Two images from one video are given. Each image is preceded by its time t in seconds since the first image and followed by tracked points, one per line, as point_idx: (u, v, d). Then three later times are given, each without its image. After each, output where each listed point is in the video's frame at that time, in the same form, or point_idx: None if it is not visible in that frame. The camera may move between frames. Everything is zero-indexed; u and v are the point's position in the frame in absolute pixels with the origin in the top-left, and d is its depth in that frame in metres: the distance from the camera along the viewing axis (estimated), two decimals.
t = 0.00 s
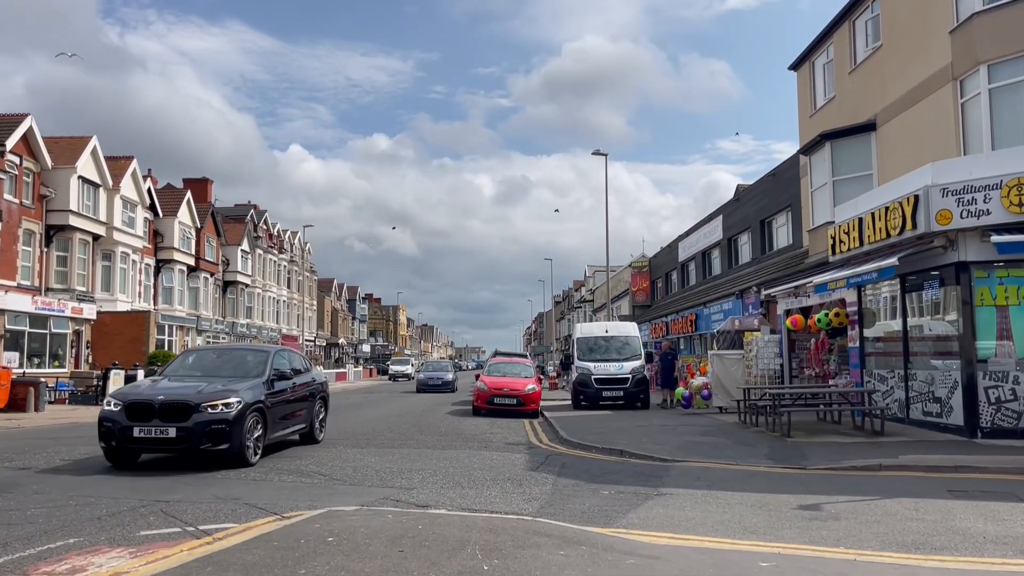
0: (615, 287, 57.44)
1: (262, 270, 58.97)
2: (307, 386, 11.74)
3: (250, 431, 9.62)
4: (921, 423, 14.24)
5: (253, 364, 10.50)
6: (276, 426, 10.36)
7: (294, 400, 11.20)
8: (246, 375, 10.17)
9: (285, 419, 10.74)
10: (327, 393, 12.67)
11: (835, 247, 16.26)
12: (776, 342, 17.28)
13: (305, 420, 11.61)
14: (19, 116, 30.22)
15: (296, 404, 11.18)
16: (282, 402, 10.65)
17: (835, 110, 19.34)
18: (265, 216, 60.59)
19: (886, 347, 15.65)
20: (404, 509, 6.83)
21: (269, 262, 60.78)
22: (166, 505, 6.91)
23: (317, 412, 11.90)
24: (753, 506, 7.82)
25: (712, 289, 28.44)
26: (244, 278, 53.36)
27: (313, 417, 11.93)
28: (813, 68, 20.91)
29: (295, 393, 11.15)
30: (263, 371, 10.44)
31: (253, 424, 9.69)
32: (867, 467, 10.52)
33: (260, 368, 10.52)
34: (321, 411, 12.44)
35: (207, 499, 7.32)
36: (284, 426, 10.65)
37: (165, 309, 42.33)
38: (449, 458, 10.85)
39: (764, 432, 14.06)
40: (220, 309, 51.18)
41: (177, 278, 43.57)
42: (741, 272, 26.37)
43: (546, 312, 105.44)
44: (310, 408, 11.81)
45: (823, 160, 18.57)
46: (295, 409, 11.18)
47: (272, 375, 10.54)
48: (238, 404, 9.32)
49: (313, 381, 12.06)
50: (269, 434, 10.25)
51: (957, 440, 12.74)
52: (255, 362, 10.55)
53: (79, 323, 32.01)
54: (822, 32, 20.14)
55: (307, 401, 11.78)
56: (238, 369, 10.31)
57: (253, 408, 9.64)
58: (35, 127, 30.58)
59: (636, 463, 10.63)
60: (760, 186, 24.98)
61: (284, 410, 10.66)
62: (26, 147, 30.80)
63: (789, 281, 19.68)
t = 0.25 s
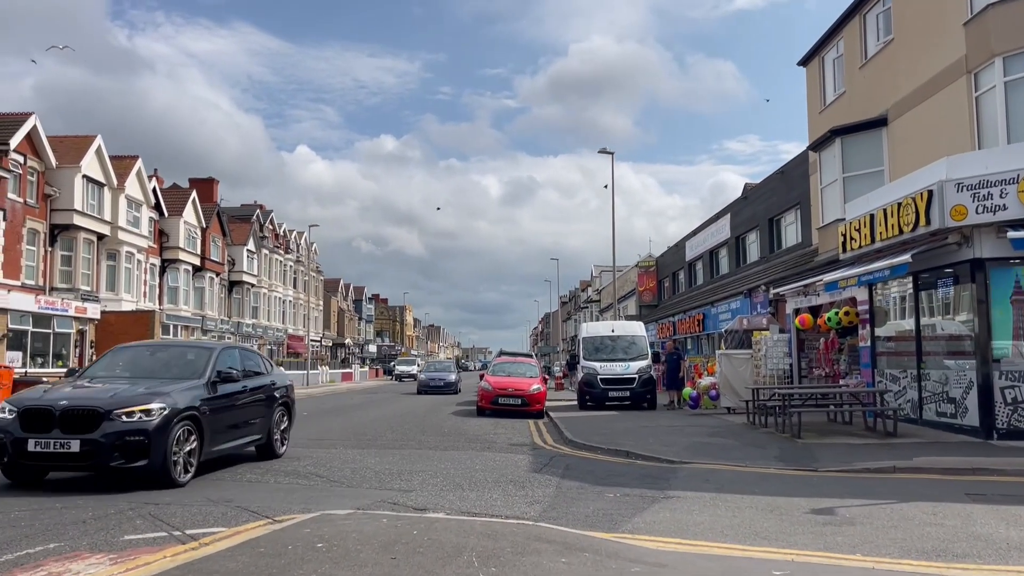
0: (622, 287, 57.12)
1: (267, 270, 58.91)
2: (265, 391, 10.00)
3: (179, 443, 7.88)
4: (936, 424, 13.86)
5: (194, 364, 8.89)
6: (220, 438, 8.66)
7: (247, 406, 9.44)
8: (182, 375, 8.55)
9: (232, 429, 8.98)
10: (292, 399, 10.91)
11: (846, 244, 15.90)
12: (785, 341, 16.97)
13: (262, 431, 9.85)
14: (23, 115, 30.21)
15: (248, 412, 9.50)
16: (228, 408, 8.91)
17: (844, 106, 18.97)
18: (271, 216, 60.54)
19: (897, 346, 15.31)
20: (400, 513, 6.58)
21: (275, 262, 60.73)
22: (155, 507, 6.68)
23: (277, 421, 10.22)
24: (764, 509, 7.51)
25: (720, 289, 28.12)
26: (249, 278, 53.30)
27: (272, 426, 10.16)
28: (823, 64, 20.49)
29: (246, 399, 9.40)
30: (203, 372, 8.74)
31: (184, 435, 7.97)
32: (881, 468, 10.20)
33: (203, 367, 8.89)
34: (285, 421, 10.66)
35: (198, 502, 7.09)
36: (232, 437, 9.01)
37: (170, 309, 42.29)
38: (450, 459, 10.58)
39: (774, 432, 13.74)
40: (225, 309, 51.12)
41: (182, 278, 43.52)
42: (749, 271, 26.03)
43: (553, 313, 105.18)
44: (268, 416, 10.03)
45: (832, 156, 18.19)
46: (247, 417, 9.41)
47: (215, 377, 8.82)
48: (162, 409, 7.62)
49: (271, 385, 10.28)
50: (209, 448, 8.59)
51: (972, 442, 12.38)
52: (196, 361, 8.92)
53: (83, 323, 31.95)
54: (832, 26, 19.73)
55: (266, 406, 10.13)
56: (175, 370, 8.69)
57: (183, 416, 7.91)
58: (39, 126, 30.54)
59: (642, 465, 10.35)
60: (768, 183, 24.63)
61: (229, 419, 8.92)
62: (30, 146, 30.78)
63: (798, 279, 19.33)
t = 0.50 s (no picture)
0: (628, 288, 56.77)
1: (272, 271, 58.76)
2: (189, 404, 8.05)
3: (33, 471, 5.96)
4: (950, 429, 13.47)
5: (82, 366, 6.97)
6: (107, 462, 6.71)
7: (157, 421, 7.47)
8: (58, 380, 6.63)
9: (131, 450, 7.01)
10: (230, 415, 8.93)
11: (857, 244, 15.50)
12: (795, 343, 16.59)
13: (181, 452, 7.86)
14: (24, 115, 30.09)
15: (159, 427, 7.52)
16: (126, 422, 6.96)
17: (855, 104, 18.55)
18: (275, 217, 60.38)
19: (910, 349, 14.91)
20: (394, 527, 6.26)
21: (280, 263, 60.58)
22: (138, 520, 6.41)
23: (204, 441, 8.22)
24: (776, 522, 7.17)
25: (727, 290, 27.73)
26: (253, 279, 53.14)
27: (198, 447, 8.19)
28: (833, 61, 20.04)
29: (156, 412, 7.43)
30: (92, 377, 6.84)
31: (45, 458, 6.05)
32: (897, 476, 9.83)
33: (91, 370, 6.95)
34: (217, 440, 8.70)
35: (184, 513, 6.80)
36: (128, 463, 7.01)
37: (173, 310, 42.14)
38: (451, 465, 10.26)
39: (783, 437, 13.36)
40: (229, 310, 50.94)
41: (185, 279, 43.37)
42: (757, 272, 25.64)
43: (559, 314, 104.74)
44: (193, 434, 8.06)
45: (843, 155, 17.78)
46: (156, 435, 7.43)
47: (109, 382, 6.92)
48: (8, 423, 5.74)
49: (197, 395, 8.32)
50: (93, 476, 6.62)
51: (989, 448, 11.99)
52: (86, 362, 7.02)
53: (84, 324, 31.79)
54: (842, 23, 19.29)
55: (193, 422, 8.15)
56: (55, 373, 6.81)
57: (41, 432, 5.97)
58: (40, 126, 30.41)
59: (649, 472, 10.00)
60: (776, 183, 24.23)
61: (126, 437, 6.98)
62: (32, 147, 30.65)
63: (808, 280, 18.93)
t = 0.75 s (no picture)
0: (631, 287, 56.52)
1: (274, 271, 58.60)
2: (59, 406, 6.31)
3: None
4: (962, 429, 13.15)
5: None
6: None
7: (9, 433, 5.82)
8: None
9: None
10: (145, 421, 7.36)
11: (866, 240, 15.17)
12: (802, 342, 16.27)
13: (50, 470, 6.19)
14: (24, 113, 29.93)
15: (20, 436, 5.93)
16: None
17: (861, 98, 18.21)
18: (277, 217, 60.21)
19: (920, 347, 14.58)
20: (386, 529, 6.00)
21: (282, 263, 60.41)
22: (121, 522, 6.20)
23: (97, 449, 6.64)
24: (786, 524, 6.90)
25: (732, 289, 27.43)
26: (255, 279, 52.97)
27: (91, 457, 6.61)
28: (839, 55, 19.67)
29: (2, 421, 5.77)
30: None
31: None
32: (909, 477, 9.54)
33: None
34: (108, 449, 6.88)
35: (170, 515, 6.56)
36: None
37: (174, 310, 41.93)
38: (450, 466, 9.99)
39: (790, 436, 13.04)
40: (231, 310, 50.76)
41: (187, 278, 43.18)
42: (762, 271, 25.33)
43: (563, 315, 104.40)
44: (80, 444, 6.49)
45: (850, 150, 17.42)
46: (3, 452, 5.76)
47: None
48: None
49: (91, 395, 6.72)
50: None
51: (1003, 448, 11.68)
52: None
53: (84, 324, 31.61)
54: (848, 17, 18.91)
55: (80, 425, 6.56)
56: None
57: None
58: (40, 125, 30.25)
59: (653, 473, 9.72)
60: (782, 180, 23.91)
61: None
62: (32, 145, 30.49)
63: (814, 278, 18.60)
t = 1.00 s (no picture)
0: (635, 289, 56.12)
1: (275, 272, 58.36)
2: None
3: None
4: (974, 435, 12.79)
5: None
6: None
7: None
8: None
9: None
10: None
11: (874, 242, 14.82)
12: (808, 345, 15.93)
13: None
14: (22, 114, 29.72)
15: None
16: None
17: (869, 97, 17.87)
18: (279, 218, 59.99)
19: (930, 351, 14.23)
20: (376, 545, 5.70)
21: (283, 264, 60.18)
22: (98, 537, 5.92)
23: None
24: (798, 538, 6.57)
25: (736, 291, 27.09)
26: (256, 281, 52.73)
27: None
28: (846, 54, 19.32)
29: None
30: None
31: None
32: (922, 485, 9.21)
33: None
34: None
35: (151, 528, 6.27)
36: None
37: (175, 312, 41.82)
38: (447, 474, 9.66)
39: (798, 442, 12.70)
40: (232, 312, 50.51)
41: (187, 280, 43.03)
42: (767, 273, 24.98)
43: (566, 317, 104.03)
44: None
45: (858, 150, 17.08)
46: None
47: None
48: None
49: None
50: None
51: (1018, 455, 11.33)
52: None
53: (81, 326, 31.36)
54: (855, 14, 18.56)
55: None
56: None
57: None
58: (38, 125, 30.03)
59: (657, 482, 9.39)
60: (787, 181, 23.58)
61: None
62: (30, 145, 30.28)
63: (820, 280, 18.26)
